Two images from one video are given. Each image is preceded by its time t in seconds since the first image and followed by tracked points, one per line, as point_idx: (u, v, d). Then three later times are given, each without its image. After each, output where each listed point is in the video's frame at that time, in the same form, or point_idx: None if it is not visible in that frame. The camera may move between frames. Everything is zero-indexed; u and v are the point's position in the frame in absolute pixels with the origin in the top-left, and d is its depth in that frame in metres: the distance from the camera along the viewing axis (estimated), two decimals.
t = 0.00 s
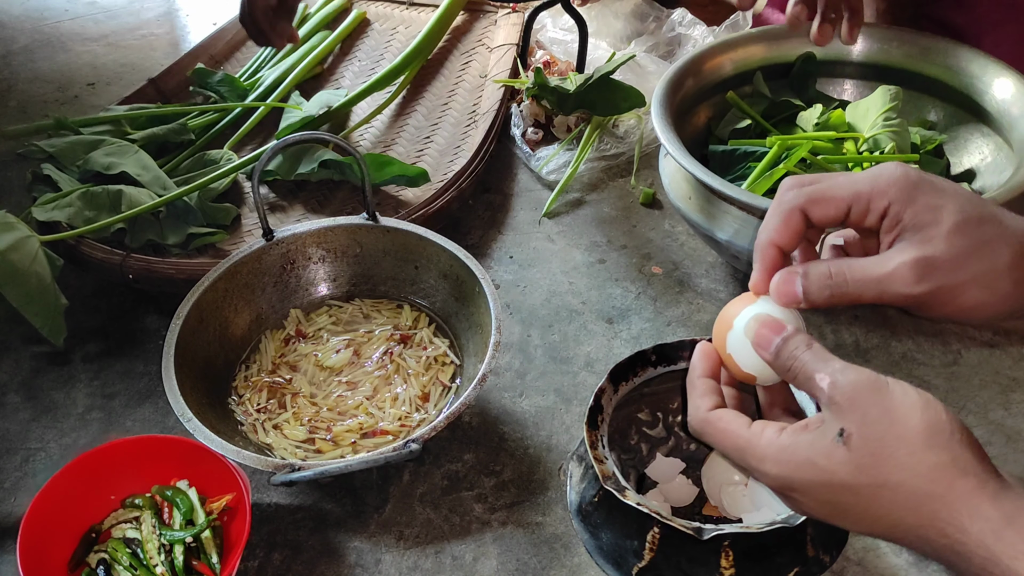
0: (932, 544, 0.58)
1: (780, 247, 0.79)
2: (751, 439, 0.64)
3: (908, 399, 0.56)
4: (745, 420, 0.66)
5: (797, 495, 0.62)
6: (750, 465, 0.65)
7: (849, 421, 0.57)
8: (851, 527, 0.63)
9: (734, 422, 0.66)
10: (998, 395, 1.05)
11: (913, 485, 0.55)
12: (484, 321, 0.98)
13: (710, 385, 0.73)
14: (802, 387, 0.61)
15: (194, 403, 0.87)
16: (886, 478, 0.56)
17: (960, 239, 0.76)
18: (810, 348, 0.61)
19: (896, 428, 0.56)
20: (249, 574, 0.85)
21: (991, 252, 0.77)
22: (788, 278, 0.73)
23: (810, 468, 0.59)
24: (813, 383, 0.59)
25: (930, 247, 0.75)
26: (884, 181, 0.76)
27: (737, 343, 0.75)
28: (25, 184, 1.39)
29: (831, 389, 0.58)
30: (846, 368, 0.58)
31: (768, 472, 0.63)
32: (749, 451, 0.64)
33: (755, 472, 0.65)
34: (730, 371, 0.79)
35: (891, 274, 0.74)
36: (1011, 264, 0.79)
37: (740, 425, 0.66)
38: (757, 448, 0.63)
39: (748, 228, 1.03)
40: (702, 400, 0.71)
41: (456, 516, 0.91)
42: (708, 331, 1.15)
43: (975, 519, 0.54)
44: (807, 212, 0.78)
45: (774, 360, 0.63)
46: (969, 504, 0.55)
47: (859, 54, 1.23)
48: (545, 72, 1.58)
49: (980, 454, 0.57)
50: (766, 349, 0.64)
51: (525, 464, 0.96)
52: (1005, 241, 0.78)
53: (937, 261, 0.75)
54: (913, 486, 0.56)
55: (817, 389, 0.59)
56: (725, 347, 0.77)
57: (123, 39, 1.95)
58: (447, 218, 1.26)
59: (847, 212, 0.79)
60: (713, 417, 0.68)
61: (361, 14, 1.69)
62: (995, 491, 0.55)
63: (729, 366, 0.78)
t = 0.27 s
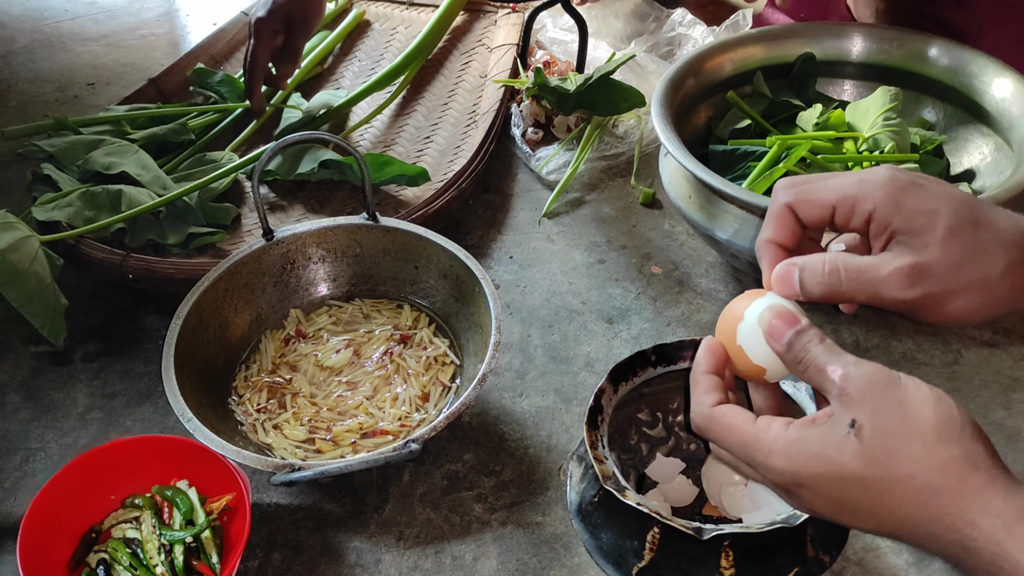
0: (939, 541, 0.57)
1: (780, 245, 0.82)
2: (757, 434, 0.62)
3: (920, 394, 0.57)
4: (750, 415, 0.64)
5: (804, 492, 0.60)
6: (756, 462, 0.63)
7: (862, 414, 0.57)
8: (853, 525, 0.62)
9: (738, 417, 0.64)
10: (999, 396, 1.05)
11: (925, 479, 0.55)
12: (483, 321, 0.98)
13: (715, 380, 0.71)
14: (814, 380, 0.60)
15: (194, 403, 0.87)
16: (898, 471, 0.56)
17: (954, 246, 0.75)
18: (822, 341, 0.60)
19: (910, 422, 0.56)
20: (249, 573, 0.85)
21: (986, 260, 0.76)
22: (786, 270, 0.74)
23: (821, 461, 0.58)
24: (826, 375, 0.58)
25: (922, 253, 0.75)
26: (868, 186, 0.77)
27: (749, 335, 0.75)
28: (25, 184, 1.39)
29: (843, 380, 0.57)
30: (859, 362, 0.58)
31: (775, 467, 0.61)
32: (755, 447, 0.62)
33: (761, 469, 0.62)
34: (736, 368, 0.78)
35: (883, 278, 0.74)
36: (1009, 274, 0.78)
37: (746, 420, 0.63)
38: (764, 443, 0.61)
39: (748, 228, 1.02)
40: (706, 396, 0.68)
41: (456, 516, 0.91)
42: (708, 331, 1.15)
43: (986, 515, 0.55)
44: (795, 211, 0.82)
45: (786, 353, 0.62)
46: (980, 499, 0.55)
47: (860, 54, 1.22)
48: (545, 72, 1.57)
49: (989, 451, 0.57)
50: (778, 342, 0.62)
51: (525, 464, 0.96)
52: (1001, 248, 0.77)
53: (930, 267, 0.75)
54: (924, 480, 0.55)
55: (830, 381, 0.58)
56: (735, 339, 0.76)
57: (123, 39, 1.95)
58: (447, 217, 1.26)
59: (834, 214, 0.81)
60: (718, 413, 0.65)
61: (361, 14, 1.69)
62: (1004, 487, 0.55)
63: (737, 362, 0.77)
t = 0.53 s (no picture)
0: (951, 543, 0.55)
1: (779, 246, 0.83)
2: (765, 433, 0.62)
3: (931, 391, 0.55)
4: (757, 414, 0.64)
5: (813, 491, 0.60)
6: (764, 461, 0.62)
7: (871, 411, 0.56)
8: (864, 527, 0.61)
9: (746, 416, 0.64)
10: (999, 396, 1.05)
11: (936, 476, 0.54)
12: (484, 321, 0.98)
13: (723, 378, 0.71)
14: (823, 381, 0.59)
15: (194, 403, 0.87)
16: (908, 469, 0.55)
17: (944, 255, 0.73)
18: (829, 341, 0.59)
19: (920, 419, 0.55)
20: (249, 574, 0.85)
21: (975, 267, 0.75)
22: (785, 267, 0.75)
23: (829, 459, 0.57)
24: (834, 375, 0.57)
25: (910, 264, 0.74)
26: (849, 200, 0.77)
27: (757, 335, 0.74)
28: (24, 184, 1.39)
29: (853, 380, 0.56)
30: (868, 360, 0.57)
31: (783, 466, 0.60)
32: (764, 446, 0.62)
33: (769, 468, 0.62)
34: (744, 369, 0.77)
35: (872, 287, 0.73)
36: (1001, 280, 0.76)
37: (753, 419, 0.63)
38: (772, 442, 0.61)
39: (748, 228, 1.02)
40: (712, 396, 0.68)
41: (457, 516, 0.91)
42: (708, 331, 1.15)
43: (998, 516, 0.52)
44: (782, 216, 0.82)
45: (794, 354, 0.61)
46: (992, 496, 0.53)
47: (860, 54, 1.23)
48: (545, 72, 1.57)
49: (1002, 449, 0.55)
50: (786, 343, 0.62)
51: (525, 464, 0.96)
52: (991, 255, 0.75)
53: (919, 277, 0.74)
54: (936, 478, 0.54)
55: (838, 381, 0.57)
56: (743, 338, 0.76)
57: (123, 39, 1.95)
58: (447, 217, 1.26)
59: (816, 228, 0.80)
60: (725, 413, 0.65)
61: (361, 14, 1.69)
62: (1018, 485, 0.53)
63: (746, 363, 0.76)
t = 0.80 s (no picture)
0: (962, 555, 0.55)
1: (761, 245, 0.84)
2: (772, 444, 0.62)
3: (936, 400, 0.55)
4: (764, 426, 0.64)
5: (821, 501, 0.60)
6: (772, 472, 0.62)
7: (877, 422, 0.55)
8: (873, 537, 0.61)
9: (752, 429, 0.64)
10: (998, 396, 1.05)
11: (944, 486, 0.54)
12: (484, 321, 0.98)
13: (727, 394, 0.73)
14: (825, 395, 0.58)
15: (194, 403, 0.87)
16: (915, 479, 0.54)
17: (916, 254, 0.73)
18: (830, 355, 0.59)
19: (927, 429, 0.54)
20: (249, 574, 0.85)
21: (947, 262, 0.74)
22: (766, 262, 0.77)
23: (836, 471, 0.57)
24: (837, 389, 0.57)
25: (883, 263, 0.73)
26: (825, 206, 0.77)
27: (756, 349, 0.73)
28: (24, 184, 1.39)
29: (855, 392, 0.56)
30: (870, 372, 0.57)
31: (790, 477, 0.60)
32: (771, 458, 0.62)
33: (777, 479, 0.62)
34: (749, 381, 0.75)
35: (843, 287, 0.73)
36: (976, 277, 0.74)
37: (759, 432, 0.64)
38: (778, 454, 0.61)
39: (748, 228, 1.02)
40: (718, 409, 0.69)
41: (456, 516, 0.91)
42: (708, 331, 1.15)
43: (1007, 526, 0.52)
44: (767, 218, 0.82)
45: (795, 370, 0.60)
46: (1001, 506, 0.52)
47: (859, 54, 1.23)
48: (545, 72, 1.57)
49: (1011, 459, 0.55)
50: (785, 360, 0.61)
51: (525, 464, 0.96)
52: (962, 251, 0.74)
53: (891, 276, 0.73)
54: (944, 488, 0.54)
55: (840, 395, 0.57)
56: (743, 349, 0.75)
57: (123, 39, 1.95)
58: (447, 218, 1.26)
59: (796, 232, 0.80)
60: (731, 427, 0.66)
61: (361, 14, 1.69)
62: None
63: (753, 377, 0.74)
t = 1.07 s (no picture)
0: (945, 557, 0.55)
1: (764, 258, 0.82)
2: (759, 446, 0.61)
3: (916, 406, 0.55)
4: (754, 424, 0.63)
5: (807, 504, 0.60)
6: (759, 473, 0.62)
7: (860, 429, 0.55)
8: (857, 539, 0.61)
9: (742, 427, 0.63)
10: (998, 396, 1.05)
11: (928, 493, 0.53)
12: (484, 321, 0.98)
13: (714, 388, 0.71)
14: (806, 403, 0.59)
15: (194, 403, 0.87)
16: (899, 485, 0.54)
17: (913, 211, 0.74)
18: (807, 364, 0.59)
19: (910, 436, 0.54)
20: (249, 574, 0.85)
21: (947, 221, 0.74)
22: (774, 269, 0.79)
23: (822, 476, 0.57)
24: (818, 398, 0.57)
25: (881, 219, 0.74)
26: (835, 179, 0.79)
27: (739, 359, 0.73)
28: (24, 184, 1.39)
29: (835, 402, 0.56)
30: (851, 379, 0.57)
31: (776, 479, 0.60)
32: (758, 459, 0.61)
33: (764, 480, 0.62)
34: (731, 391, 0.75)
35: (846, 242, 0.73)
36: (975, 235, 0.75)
37: (749, 430, 0.63)
38: (765, 456, 0.60)
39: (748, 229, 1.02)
40: (709, 404, 0.68)
41: (456, 516, 0.91)
42: (708, 331, 1.15)
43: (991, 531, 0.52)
44: (774, 219, 0.82)
45: (772, 382, 0.61)
46: (984, 511, 0.53)
47: (859, 54, 1.23)
48: (545, 72, 1.57)
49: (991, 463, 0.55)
50: (762, 370, 0.62)
51: (525, 464, 0.96)
52: (962, 212, 0.74)
53: (890, 232, 0.73)
54: (927, 494, 0.54)
55: (822, 403, 0.57)
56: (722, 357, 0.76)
57: (123, 39, 1.95)
58: (447, 218, 1.26)
59: (808, 216, 0.82)
60: (723, 421, 0.65)
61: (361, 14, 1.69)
62: (1009, 498, 0.53)
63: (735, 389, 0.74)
